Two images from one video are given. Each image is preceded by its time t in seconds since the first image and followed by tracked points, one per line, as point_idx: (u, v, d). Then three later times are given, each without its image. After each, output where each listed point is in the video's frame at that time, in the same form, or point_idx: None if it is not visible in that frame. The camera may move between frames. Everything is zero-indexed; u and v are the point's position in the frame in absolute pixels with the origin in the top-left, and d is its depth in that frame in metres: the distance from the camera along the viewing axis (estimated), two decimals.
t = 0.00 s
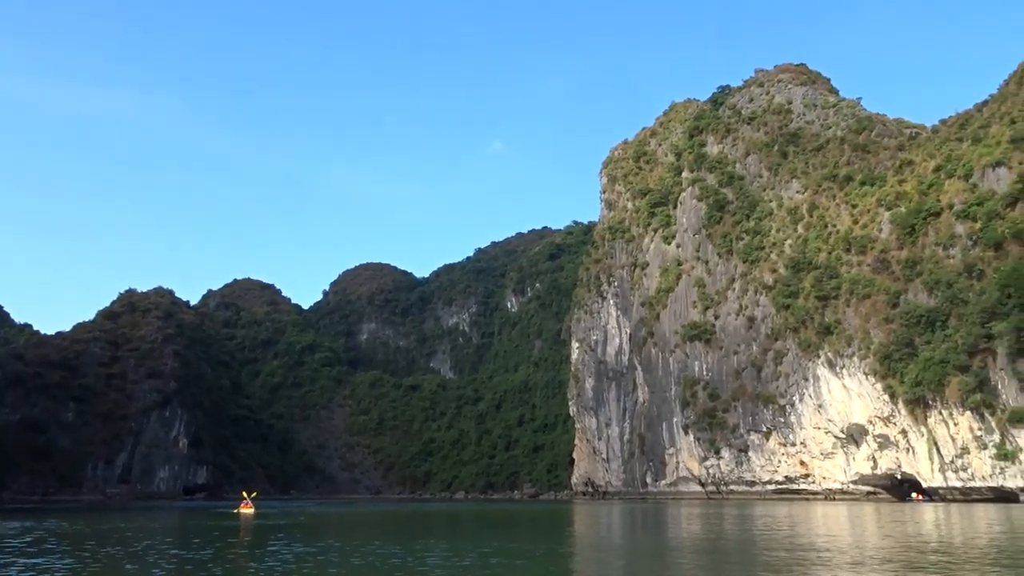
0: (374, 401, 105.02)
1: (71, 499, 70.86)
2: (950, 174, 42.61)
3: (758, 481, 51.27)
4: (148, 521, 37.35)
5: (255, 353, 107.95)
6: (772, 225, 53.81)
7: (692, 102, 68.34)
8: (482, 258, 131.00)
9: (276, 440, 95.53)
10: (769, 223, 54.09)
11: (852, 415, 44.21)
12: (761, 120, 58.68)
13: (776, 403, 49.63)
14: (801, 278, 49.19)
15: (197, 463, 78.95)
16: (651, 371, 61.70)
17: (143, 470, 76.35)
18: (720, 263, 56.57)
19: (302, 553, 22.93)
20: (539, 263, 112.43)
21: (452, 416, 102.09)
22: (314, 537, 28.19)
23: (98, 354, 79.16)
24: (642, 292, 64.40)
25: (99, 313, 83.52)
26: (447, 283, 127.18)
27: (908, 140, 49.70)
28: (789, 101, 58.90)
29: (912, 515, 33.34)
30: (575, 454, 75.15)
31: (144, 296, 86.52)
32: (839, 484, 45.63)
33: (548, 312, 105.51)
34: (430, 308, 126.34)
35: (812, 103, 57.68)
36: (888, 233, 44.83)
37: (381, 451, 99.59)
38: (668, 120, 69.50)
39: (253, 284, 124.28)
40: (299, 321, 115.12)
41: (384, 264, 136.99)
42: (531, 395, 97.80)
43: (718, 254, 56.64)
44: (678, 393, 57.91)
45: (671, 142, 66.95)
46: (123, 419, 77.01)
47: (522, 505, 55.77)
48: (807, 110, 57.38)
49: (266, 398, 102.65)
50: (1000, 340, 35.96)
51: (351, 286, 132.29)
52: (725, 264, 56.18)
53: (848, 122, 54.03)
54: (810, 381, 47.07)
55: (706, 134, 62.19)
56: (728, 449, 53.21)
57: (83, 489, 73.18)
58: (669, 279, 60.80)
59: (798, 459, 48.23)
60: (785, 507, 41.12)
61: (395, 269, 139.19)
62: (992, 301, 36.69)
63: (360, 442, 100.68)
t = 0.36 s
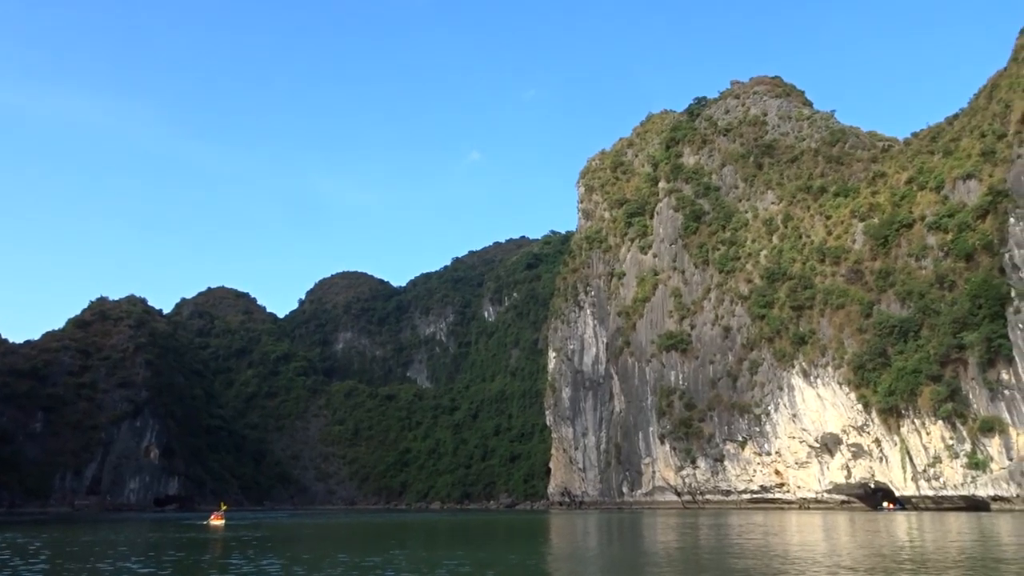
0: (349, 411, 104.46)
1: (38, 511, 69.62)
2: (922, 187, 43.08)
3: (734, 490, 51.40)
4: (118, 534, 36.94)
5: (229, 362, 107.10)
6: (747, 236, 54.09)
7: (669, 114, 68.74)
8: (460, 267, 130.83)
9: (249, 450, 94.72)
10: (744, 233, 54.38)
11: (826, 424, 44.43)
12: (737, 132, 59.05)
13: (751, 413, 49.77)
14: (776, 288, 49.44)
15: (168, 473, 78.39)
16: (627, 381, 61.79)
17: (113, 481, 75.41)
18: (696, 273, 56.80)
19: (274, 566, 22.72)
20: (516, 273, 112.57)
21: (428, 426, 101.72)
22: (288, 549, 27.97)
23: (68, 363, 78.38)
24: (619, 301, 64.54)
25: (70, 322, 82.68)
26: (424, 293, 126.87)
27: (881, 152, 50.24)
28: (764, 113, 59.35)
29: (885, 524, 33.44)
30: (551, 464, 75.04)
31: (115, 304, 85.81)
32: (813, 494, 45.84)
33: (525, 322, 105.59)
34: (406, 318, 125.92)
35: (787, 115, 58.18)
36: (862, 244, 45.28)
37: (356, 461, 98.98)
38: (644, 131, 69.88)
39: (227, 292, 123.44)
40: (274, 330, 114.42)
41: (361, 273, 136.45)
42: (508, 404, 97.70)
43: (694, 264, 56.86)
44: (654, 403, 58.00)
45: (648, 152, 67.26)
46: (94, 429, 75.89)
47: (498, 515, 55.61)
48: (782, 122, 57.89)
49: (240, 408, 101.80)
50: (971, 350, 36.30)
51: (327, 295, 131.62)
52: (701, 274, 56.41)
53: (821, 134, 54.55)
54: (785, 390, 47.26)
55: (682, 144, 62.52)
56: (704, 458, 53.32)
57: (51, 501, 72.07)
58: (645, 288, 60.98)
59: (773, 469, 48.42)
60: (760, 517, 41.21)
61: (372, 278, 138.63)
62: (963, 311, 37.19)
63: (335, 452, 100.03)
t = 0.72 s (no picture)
0: (320, 419, 103.73)
1: None
2: (892, 200, 43.52)
3: (705, 500, 51.54)
4: (82, 542, 36.39)
5: (198, 368, 106.00)
6: (720, 247, 54.34)
7: (644, 124, 69.07)
8: (434, 275, 130.48)
9: (218, 457, 93.75)
10: (717, 244, 54.63)
11: (797, 435, 44.60)
12: (711, 143, 59.39)
13: (722, 423, 49.91)
14: (749, 299, 49.67)
15: (134, 480, 77.26)
16: (600, 390, 61.83)
17: (76, 488, 74.23)
18: (669, 283, 56.99)
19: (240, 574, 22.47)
20: (490, 281, 112.54)
21: (400, 434, 101.21)
22: (254, 558, 27.65)
23: (32, 367, 77.21)
24: (593, 310, 64.64)
25: (35, 325, 81.49)
26: (397, 300, 126.38)
27: (853, 166, 50.73)
28: (738, 126, 59.77)
29: (853, 534, 33.58)
30: (523, 473, 74.88)
31: (82, 308, 84.73)
32: (783, 504, 46.09)
33: (499, 330, 105.54)
34: (379, 325, 125.35)
35: (760, 128, 58.66)
36: (832, 256, 45.65)
37: (326, 469, 98.20)
38: (619, 141, 70.16)
39: (198, 297, 122.40)
40: (245, 336, 113.50)
41: (334, 279, 135.71)
42: (481, 413, 97.54)
43: (668, 274, 57.04)
44: (627, 413, 58.08)
45: (623, 162, 67.48)
46: (57, 434, 74.91)
47: (469, 525, 55.36)
48: (755, 135, 58.34)
49: (209, 414, 100.75)
50: (939, 362, 36.70)
51: (300, 301, 130.74)
52: (674, 284, 56.61)
53: (794, 147, 55.04)
54: (756, 401, 47.42)
55: (657, 155, 62.77)
56: (675, 468, 53.42)
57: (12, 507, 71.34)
58: (619, 298, 61.15)
59: (743, 479, 48.60)
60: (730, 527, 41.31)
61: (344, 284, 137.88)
62: (931, 324, 37.62)
63: (305, 460, 99.20)
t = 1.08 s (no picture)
0: (292, 424, 103.00)
1: None
2: (866, 215, 43.91)
3: (678, 510, 51.67)
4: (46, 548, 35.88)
5: (169, 371, 104.94)
6: (696, 258, 54.56)
7: (622, 134, 69.31)
8: (410, 280, 130.13)
9: (187, 462, 92.72)
10: (693, 255, 54.86)
11: (769, 445, 44.76)
12: (689, 155, 59.71)
13: (696, 433, 50.06)
14: (723, 310, 49.89)
15: (101, 485, 76.49)
16: (575, 399, 61.86)
17: (41, 492, 73.17)
18: (646, 292, 57.17)
19: None
20: (466, 288, 112.55)
21: (373, 441, 100.69)
22: (222, 566, 27.36)
23: None
24: (569, 319, 64.71)
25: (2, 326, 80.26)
26: (373, 305, 125.95)
27: (827, 180, 51.15)
28: (715, 138, 60.12)
29: (823, 545, 33.66)
30: (497, 480, 74.75)
31: (51, 309, 83.73)
32: (755, 514, 46.32)
33: (474, 337, 105.56)
34: (355, 330, 124.81)
35: (737, 141, 59.03)
36: (807, 268, 46.00)
37: (298, 476, 97.41)
38: (598, 150, 70.34)
39: (170, 300, 121.43)
40: (217, 340, 112.66)
41: (309, 284, 135.03)
42: (455, 420, 97.30)
43: (644, 284, 57.23)
44: (601, 422, 58.14)
45: (601, 172, 67.67)
46: (22, 438, 73.93)
47: (441, 534, 55.08)
48: (732, 147, 58.71)
49: (179, 418, 99.72)
50: (910, 375, 37.02)
51: (274, 305, 129.94)
52: (650, 293, 56.80)
53: (770, 160, 55.44)
54: (729, 411, 47.58)
55: (635, 165, 62.99)
56: (649, 477, 53.52)
57: None
58: (595, 306, 61.27)
59: (716, 489, 48.77)
60: (701, 537, 41.42)
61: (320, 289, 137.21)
62: (902, 337, 37.95)
63: (277, 466, 98.35)
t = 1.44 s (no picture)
0: (267, 430, 102.20)
1: None
2: (842, 226, 44.20)
3: (654, 518, 51.67)
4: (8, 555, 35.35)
5: (141, 375, 103.86)
6: (674, 267, 54.69)
7: (603, 143, 69.43)
8: (389, 286, 129.69)
9: (159, 468, 91.40)
10: (672, 264, 54.99)
11: (745, 455, 44.83)
12: (668, 165, 59.92)
13: (672, 442, 50.10)
14: (701, 319, 50.02)
15: (68, 491, 75.56)
16: (553, 407, 61.77)
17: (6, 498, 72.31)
18: (624, 301, 57.26)
19: None
20: (446, 295, 112.50)
21: (349, 447, 100.11)
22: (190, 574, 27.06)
23: None
24: (548, 326, 64.67)
25: None
26: (351, 311, 125.43)
27: (805, 191, 51.44)
28: (695, 148, 60.37)
29: (797, 555, 33.69)
30: (474, 488, 74.45)
31: (21, 311, 83.08)
32: (731, 523, 46.42)
33: (453, 344, 105.52)
34: (332, 336, 124.18)
35: (716, 152, 59.27)
36: (783, 279, 46.24)
37: (272, 482, 96.53)
38: (579, 159, 70.42)
39: (144, 303, 120.40)
40: (191, 344, 111.82)
41: (286, 288, 134.25)
42: (432, 427, 97.01)
43: (623, 292, 57.32)
44: (579, 430, 58.08)
45: (582, 180, 67.77)
46: None
47: (416, 541, 54.72)
48: (711, 158, 58.91)
49: (151, 423, 98.64)
50: (884, 385, 37.20)
51: (251, 310, 129.02)
52: (629, 302, 56.89)
53: (748, 171, 55.68)
54: (706, 420, 47.65)
55: (615, 174, 63.12)
56: (625, 486, 53.49)
57: None
58: (574, 314, 61.29)
59: (692, 498, 48.82)
60: (677, 546, 41.42)
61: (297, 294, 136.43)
62: (876, 347, 38.09)
63: (251, 472, 97.39)
